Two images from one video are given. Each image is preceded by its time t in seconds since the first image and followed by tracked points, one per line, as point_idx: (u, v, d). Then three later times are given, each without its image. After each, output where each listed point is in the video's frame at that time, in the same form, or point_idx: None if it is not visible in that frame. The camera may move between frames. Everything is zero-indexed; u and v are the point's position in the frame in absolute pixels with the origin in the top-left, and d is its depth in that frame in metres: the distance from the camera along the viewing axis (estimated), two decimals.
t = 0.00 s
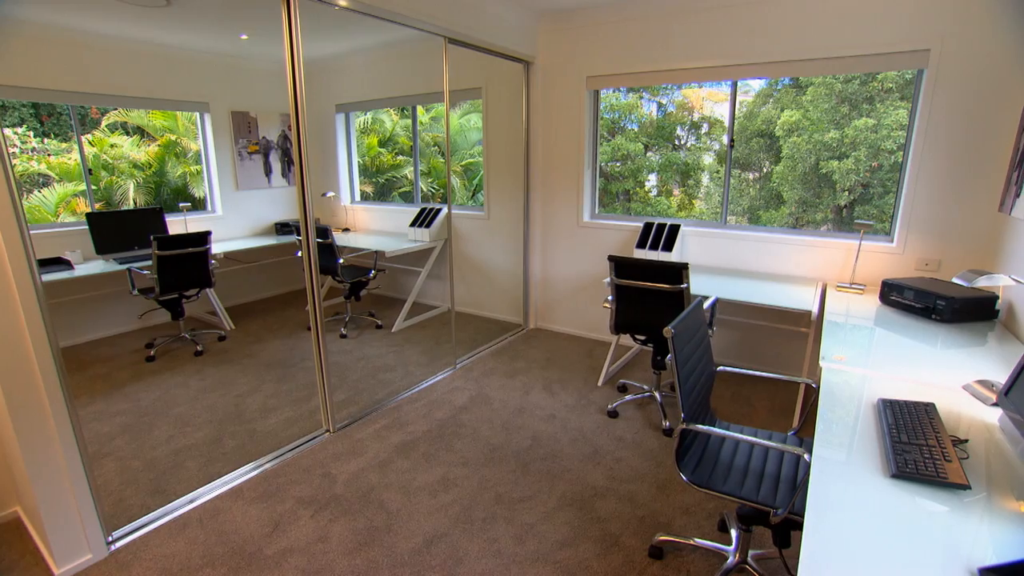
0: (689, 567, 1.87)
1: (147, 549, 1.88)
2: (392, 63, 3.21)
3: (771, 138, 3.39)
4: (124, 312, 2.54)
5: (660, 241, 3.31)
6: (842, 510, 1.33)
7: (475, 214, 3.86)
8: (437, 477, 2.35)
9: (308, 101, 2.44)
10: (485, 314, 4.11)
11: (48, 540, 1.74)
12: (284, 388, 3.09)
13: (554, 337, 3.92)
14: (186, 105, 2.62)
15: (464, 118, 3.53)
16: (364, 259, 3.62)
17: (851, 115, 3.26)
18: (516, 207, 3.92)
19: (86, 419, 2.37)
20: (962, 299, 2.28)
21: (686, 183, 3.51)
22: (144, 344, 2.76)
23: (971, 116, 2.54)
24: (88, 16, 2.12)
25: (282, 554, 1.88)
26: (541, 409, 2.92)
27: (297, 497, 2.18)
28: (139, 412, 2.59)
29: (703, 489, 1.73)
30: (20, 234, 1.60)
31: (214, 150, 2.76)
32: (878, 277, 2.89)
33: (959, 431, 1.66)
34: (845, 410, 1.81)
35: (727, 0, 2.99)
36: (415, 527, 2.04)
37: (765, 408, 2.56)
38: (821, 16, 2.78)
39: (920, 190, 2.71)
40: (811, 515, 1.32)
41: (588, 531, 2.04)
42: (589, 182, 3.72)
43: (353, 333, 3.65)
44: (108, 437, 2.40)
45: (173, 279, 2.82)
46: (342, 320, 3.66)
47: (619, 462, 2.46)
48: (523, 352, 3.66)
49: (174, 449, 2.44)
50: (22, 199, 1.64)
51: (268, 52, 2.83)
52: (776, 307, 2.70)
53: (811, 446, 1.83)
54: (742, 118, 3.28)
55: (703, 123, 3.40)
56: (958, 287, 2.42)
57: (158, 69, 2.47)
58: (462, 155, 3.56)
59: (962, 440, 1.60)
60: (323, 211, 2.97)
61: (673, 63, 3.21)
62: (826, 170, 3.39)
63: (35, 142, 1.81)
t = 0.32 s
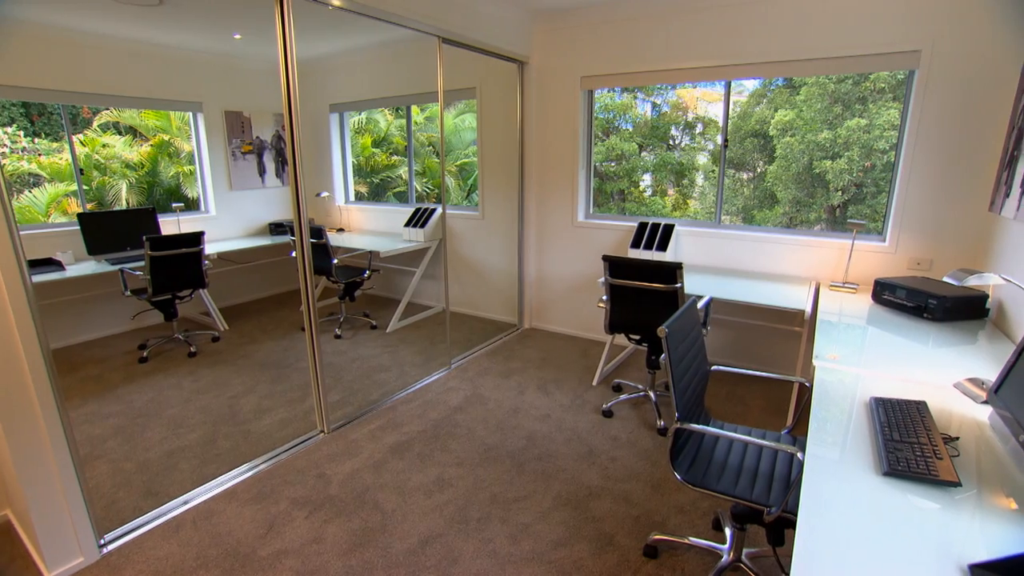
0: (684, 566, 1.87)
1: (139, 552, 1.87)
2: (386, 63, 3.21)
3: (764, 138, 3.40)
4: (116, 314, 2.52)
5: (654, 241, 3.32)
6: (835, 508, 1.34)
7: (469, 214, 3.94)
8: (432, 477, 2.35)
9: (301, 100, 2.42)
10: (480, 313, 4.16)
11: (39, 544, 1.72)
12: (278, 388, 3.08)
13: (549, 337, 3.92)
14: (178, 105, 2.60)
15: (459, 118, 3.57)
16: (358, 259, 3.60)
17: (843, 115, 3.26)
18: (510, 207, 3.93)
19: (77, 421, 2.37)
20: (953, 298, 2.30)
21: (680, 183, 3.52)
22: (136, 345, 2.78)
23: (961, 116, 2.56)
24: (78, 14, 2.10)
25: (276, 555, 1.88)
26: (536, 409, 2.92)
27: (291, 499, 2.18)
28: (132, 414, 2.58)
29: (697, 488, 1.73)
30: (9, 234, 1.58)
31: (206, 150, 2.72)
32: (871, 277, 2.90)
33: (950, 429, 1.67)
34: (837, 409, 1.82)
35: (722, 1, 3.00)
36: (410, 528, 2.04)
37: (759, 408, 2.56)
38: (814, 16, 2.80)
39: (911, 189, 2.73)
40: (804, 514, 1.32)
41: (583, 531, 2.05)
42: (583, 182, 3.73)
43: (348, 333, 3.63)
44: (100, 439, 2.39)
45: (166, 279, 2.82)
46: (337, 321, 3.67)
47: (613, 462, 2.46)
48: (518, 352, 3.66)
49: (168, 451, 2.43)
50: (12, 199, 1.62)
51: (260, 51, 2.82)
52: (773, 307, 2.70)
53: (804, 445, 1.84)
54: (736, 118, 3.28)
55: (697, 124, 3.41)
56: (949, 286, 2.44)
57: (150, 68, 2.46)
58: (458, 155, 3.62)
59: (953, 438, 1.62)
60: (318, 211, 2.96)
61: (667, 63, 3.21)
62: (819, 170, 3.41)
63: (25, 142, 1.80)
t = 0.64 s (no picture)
0: (674, 564, 1.89)
1: (125, 557, 1.84)
2: (374, 63, 3.20)
3: (753, 138, 3.42)
4: (97, 317, 2.52)
5: (644, 240, 3.33)
6: (821, 505, 1.35)
7: (458, 214, 3.93)
8: (423, 478, 2.34)
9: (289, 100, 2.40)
10: (471, 313, 4.15)
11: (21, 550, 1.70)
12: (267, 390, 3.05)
13: (540, 337, 3.92)
14: (165, 105, 2.54)
15: (448, 118, 3.54)
16: (348, 260, 3.59)
17: (830, 115, 3.29)
18: (500, 207, 3.93)
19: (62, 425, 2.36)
20: (937, 296, 2.33)
21: (670, 183, 3.54)
22: (122, 347, 2.78)
23: (945, 116, 2.60)
24: (60, 13, 2.07)
25: (265, 558, 1.86)
26: (526, 409, 2.92)
27: (280, 501, 2.16)
28: (118, 417, 2.55)
29: (686, 486, 1.74)
30: None
31: (194, 151, 2.66)
32: (857, 275, 2.93)
33: (934, 425, 1.69)
34: (824, 406, 1.84)
35: (709, 2, 3.02)
36: (400, 529, 2.03)
37: (749, 406, 2.58)
38: (801, 17, 2.82)
39: (896, 189, 2.76)
40: (791, 512, 1.32)
41: (573, 530, 2.05)
42: (573, 182, 3.74)
43: (338, 334, 3.59)
44: (85, 443, 2.35)
45: (151, 282, 2.80)
46: (325, 321, 3.56)
47: (604, 461, 2.47)
48: (509, 352, 3.66)
49: (154, 454, 2.40)
50: None
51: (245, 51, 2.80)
52: (761, 306, 2.72)
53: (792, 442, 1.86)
54: (725, 118, 3.29)
55: (687, 123, 3.42)
56: (933, 284, 2.47)
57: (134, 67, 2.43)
58: (448, 155, 3.60)
59: (936, 434, 1.64)
60: (307, 212, 2.93)
61: (656, 63, 3.23)
62: (806, 170, 3.45)
63: (5, 142, 1.79)
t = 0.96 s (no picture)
0: (659, 561, 1.90)
1: (103, 566, 1.81)
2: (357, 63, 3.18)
3: (736, 138, 3.46)
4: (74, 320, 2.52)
5: (628, 239, 3.36)
6: (800, 499, 1.37)
7: (442, 214, 3.89)
8: (408, 479, 2.33)
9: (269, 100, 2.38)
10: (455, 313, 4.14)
11: None
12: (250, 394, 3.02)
13: (525, 337, 3.93)
14: (143, 104, 2.46)
15: (433, 118, 3.51)
16: (332, 262, 3.55)
17: (811, 115, 3.36)
18: (485, 207, 3.93)
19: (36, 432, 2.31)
20: (914, 293, 2.37)
21: (654, 182, 3.56)
22: (99, 352, 2.72)
23: (920, 116, 2.65)
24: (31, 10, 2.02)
25: (248, 563, 1.84)
26: (511, 409, 2.92)
27: (264, 505, 2.14)
28: (96, 423, 2.50)
29: (670, 483, 1.75)
30: None
31: (174, 152, 2.58)
32: (837, 273, 2.98)
33: (910, 419, 1.73)
34: (804, 402, 1.86)
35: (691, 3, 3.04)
36: (385, 531, 2.02)
37: (733, 403, 2.60)
38: (780, 19, 2.86)
39: (874, 188, 2.81)
40: (771, 510, 1.33)
41: (559, 529, 2.06)
42: (558, 182, 3.74)
43: (320, 337, 3.49)
44: (61, 450, 2.31)
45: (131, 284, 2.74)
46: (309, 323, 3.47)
47: (589, 460, 2.48)
48: (494, 352, 3.66)
49: (134, 460, 2.36)
50: None
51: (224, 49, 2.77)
52: (743, 304, 2.75)
53: (774, 439, 1.88)
54: (709, 118, 3.30)
55: (671, 124, 3.45)
56: (910, 281, 2.52)
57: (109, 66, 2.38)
58: (434, 156, 3.57)
59: (912, 428, 1.67)
60: (291, 212, 2.89)
61: (639, 63, 3.25)
62: (788, 170, 3.46)
63: None
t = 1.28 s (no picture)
0: (639, 558, 1.91)
1: None
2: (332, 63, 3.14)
3: (713, 138, 3.47)
4: (45, 325, 2.44)
5: (606, 238, 3.39)
6: (774, 493, 1.39)
7: (421, 214, 3.90)
8: (387, 482, 2.32)
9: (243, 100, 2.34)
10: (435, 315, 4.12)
11: None
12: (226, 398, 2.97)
13: (504, 337, 3.93)
14: (111, 103, 2.38)
15: (413, 117, 3.49)
16: (309, 263, 3.51)
17: (785, 116, 3.34)
18: (464, 207, 3.92)
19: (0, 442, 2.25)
20: (884, 289, 2.43)
21: (633, 181, 3.58)
22: (69, 358, 2.65)
23: (888, 117, 2.72)
24: None
25: (224, 571, 1.81)
26: (491, 409, 2.92)
27: (240, 511, 2.10)
28: (64, 432, 2.43)
29: (648, 480, 1.76)
30: None
31: (145, 153, 2.53)
32: (811, 270, 3.03)
33: (880, 413, 1.77)
34: (778, 397, 1.89)
35: (667, 4, 3.07)
36: (365, 534, 2.00)
37: (711, 400, 2.63)
38: (752, 22, 2.90)
39: (846, 188, 2.87)
40: (746, 504, 1.35)
41: (539, 528, 2.06)
42: (536, 181, 3.76)
43: (300, 339, 3.42)
44: (26, 461, 2.24)
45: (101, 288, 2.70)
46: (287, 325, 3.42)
47: (569, 458, 2.48)
48: (474, 352, 3.65)
49: (104, 468, 2.30)
50: None
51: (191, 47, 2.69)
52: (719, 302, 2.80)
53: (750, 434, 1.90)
54: (685, 118, 3.34)
55: (649, 123, 3.46)
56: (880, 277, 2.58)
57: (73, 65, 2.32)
58: (412, 156, 3.56)
59: (881, 420, 1.71)
60: (267, 214, 2.84)
61: (617, 64, 3.27)
62: (763, 169, 3.46)
63: None
